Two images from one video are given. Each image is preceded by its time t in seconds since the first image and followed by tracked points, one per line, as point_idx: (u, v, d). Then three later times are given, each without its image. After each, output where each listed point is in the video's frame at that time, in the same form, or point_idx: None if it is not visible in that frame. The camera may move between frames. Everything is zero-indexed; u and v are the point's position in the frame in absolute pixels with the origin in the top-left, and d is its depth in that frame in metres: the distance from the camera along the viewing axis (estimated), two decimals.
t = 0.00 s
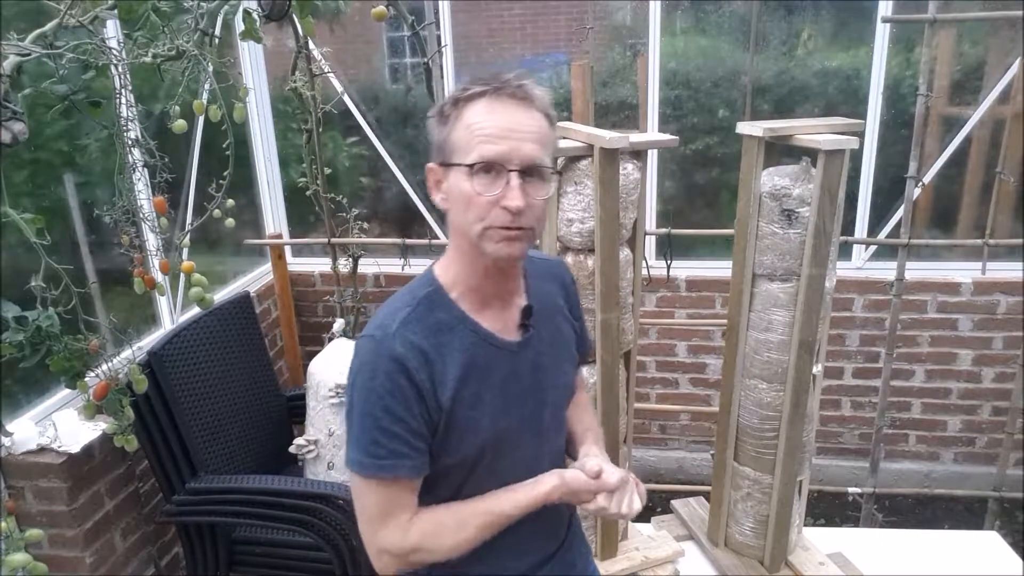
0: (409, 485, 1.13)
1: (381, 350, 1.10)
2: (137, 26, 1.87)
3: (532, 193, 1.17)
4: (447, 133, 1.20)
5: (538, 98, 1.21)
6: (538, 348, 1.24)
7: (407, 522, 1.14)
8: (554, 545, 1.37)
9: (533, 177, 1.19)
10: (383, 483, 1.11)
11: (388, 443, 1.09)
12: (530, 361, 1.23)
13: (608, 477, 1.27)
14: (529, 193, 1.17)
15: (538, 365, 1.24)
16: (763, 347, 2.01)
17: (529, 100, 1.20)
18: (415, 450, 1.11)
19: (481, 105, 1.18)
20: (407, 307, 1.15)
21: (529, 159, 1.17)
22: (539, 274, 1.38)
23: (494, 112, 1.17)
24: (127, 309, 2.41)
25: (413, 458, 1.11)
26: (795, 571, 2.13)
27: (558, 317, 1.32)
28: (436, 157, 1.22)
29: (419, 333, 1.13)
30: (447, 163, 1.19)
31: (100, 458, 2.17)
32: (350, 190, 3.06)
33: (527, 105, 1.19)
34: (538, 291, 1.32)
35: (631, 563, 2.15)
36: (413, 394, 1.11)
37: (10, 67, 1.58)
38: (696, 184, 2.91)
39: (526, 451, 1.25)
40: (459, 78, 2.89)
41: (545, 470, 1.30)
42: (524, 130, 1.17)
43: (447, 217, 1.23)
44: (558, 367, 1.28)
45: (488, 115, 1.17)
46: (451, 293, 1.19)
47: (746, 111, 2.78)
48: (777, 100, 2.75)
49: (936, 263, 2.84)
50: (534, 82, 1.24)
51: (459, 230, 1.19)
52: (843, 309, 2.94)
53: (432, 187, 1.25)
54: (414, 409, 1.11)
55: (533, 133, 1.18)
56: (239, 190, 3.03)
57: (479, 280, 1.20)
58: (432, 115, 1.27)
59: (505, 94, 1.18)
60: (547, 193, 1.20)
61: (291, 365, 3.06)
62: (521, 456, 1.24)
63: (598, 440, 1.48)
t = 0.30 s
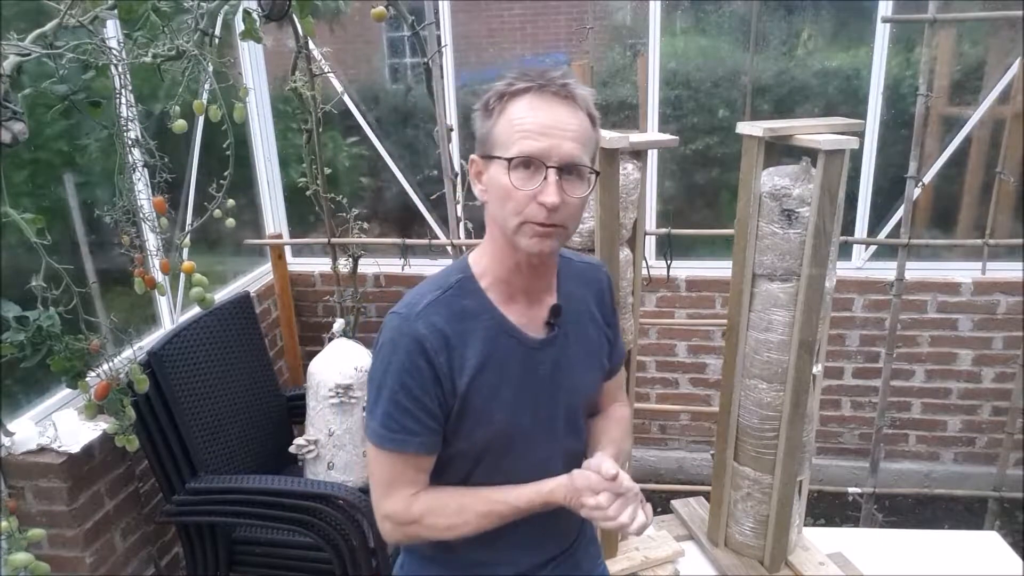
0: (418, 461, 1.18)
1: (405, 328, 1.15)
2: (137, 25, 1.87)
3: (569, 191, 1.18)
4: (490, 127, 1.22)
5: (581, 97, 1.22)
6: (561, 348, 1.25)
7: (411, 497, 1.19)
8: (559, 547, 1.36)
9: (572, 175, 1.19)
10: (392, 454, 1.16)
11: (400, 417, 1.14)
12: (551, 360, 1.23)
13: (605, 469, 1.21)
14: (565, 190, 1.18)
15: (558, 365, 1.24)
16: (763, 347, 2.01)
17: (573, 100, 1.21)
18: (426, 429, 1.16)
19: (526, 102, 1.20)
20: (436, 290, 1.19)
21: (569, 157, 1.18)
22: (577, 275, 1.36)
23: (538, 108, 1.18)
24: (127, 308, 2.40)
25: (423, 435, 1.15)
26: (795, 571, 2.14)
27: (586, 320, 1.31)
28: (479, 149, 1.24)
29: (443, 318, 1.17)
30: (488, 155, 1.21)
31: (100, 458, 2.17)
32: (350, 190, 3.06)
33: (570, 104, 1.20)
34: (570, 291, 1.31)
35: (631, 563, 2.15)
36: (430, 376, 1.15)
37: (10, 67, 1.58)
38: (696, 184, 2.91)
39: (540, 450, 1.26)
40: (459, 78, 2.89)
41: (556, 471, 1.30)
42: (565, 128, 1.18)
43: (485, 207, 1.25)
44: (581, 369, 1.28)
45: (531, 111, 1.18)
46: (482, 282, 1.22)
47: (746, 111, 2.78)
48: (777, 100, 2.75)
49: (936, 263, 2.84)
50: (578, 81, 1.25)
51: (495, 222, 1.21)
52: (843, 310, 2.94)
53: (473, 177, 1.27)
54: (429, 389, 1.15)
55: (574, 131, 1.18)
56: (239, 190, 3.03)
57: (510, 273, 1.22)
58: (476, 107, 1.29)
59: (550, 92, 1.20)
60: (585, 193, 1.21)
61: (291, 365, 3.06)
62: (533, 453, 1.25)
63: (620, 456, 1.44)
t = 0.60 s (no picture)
0: (404, 454, 1.18)
1: (395, 323, 1.17)
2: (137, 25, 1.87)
3: (559, 190, 1.19)
4: (479, 127, 1.22)
5: (568, 96, 1.22)
6: (553, 346, 1.24)
7: (394, 487, 1.19)
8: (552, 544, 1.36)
9: (562, 174, 1.19)
10: (377, 446, 1.18)
11: (387, 411, 1.16)
12: (543, 357, 1.23)
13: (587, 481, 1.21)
14: (555, 189, 1.19)
15: (550, 363, 1.24)
16: (763, 347, 2.01)
17: (560, 98, 1.21)
18: (413, 424, 1.17)
19: (513, 101, 1.20)
20: (428, 288, 1.21)
21: (558, 156, 1.18)
22: (577, 273, 1.35)
23: (525, 108, 1.19)
24: (127, 308, 2.40)
25: (410, 430, 1.16)
26: (796, 571, 2.14)
27: (583, 319, 1.30)
28: (469, 149, 1.25)
29: (432, 314, 1.18)
30: (479, 155, 1.22)
31: (100, 458, 2.17)
32: (350, 190, 3.06)
33: (557, 103, 1.21)
34: (568, 289, 1.31)
35: (631, 563, 2.15)
36: (418, 371, 1.16)
37: (10, 67, 1.58)
38: (696, 184, 2.91)
39: (532, 447, 1.26)
40: (460, 78, 2.89)
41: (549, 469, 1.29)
42: (553, 127, 1.18)
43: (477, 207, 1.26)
44: (576, 367, 1.27)
45: (520, 110, 1.19)
46: (475, 281, 1.23)
47: (746, 111, 2.78)
48: (777, 100, 2.75)
49: (936, 263, 2.84)
50: (565, 81, 1.25)
51: (486, 221, 1.22)
52: (843, 310, 2.95)
53: (465, 177, 1.28)
54: (417, 384, 1.16)
55: (562, 130, 1.19)
56: (239, 191, 3.03)
57: (501, 273, 1.22)
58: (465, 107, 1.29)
59: (537, 92, 1.20)
60: (575, 192, 1.21)
61: (291, 365, 3.07)
62: (524, 450, 1.25)
63: (639, 458, 1.44)
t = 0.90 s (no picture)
0: (374, 451, 1.20)
1: (370, 322, 1.17)
2: (138, 25, 1.86)
3: (534, 191, 1.19)
4: (453, 128, 1.22)
5: (541, 96, 1.21)
6: (530, 345, 1.24)
7: (360, 480, 1.21)
8: (531, 544, 1.35)
9: (537, 175, 1.20)
10: (346, 442, 1.19)
11: (359, 409, 1.17)
12: (519, 356, 1.23)
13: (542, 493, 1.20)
14: (530, 190, 1.19)
15: (527, 361, 1.24)
16: (763, 347, 2.01)
17: (533, 99, 1.20)
18: (383, 422, 1.18)
19: (486, 103, 1.19)
20: (405, 287, 1.21)
21: (531, 158, 1.18)
22: (557, 272, 1.34)
23: (499, 110, 1.18)
24: (127, 308, 2.40)
25: (381, 428, 1.18)
26: (796, 571, 2.14)
27: (563, 317, 1.29)
28: (443, 150, 1.24)
29: (408, 313, 1.18)
30: (452, 157, 1.22)
31: (100, 458, 2.17)
32: (350, 190, 3.06)
33: (531, 104, 1.20)
34: (548, 288, 1.29)
35: (631, 563, 2.15)
36: (391, 370, 1.17)
37: (10, 67, 1.58)
38: (696, 184, 2.91)
39: (509, 446, 1.25)
40: (459, 78, 2.89)
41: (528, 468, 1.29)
42: (526, 129, 1.18)
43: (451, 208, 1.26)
44: (555, 366, 1.26)
45: (492, 112, 1.18)
46: (450, 280, 1.23)
47: (746, 111, 2.78)
48: (777, 100, 2.75)
49: (936, 263, 2.84)
50: (538, 80, 1.24)
51: (461, 222, 1.22)
52: (843, 310, 2.95)
53: (439, 177, 1.28)
54: (389, 383, 1.17)
55: (535, 131, 1.18)
56: (239, 191, 3.03)
57: (477, 272, 1.22)
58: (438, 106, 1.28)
59: (510, 93, 1.20)
60: (550, 192, 1.21)
61: (291, 366, 3.07)
62: (500, 448, 1.25)
63: (613, 466, 1.40)
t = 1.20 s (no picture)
0: (355, 463, 1.19)
1: (342, 333, 1.15)
2: (138, 25, 1.86)
3: (500, 193, 1.18)
4: (416, 131, 1.20)
5: (506, 98, 1.21)
6: (504, 344, 1.24)
7: (344, 495, 1.20)
8: (514, 544, 1.35)
9: (502, 177, 1.19)
10: (326, 456, 1.17)
11: (337, 422, 1.15)
12: (494, 356, 1.23)
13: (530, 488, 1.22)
14: (496, 192, 1.18)
15: (502, 361, 1.24)
16: (763, 347, 2.01)
17: (497, 101, 1.20)
18: (362, 431, 1.16)
19: (450, 105, 1.18)
20: (375, 293, 1.19)
21: (497, 160, 1.17)
22: (522, 269, 1.34)
23: (463, 112, 1.17)
24: (127, 308, 2.41)
25: (361, 439, 1.16)
26: (796, 571, 2.14)
27: (533, 315, 1.29)
28: (407, 153, 1.23)
29: (381, 321, 1.16)
30: (416, 160, 1.20)
31: (99, 458, 2.17)
32: (350, 190, 3.06)
33: (495, 106, 1.19)
34: (515, 287, 1.30)
35: (631, 563, 2.15)
36: (367, 380, 1.15)
37: (10, 67, 1.58)
38: (696, 184, 2.91)
39: (487, 448, 1.25)
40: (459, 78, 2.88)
41: (509, 468, 1.29)
42: (491, 131, 1.17)
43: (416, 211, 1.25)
44: (528, 365, 1.26)
45: (457, 115, 1.17)
46: (420, 284, 1.21)
47: (746, 111, 2.78)
48: (777, 100, 2.75)
49: (936, 263, 2.84)
50: (501, 82, 1.24)
51: (427, 226, 1.21)
52: (843, 310, 2.94)
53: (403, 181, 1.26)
54: (366, 393, 1.15)
55: (500, 133, 1.18)
56: (239, 191, 3.03)
57: (445, 275, 1.21)
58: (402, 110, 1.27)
59: (473, 95, 1.19)
60: (516, 193, 1.20)
61: (290, 366, 3.06)
62: (478, 451, 1.25)
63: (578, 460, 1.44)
